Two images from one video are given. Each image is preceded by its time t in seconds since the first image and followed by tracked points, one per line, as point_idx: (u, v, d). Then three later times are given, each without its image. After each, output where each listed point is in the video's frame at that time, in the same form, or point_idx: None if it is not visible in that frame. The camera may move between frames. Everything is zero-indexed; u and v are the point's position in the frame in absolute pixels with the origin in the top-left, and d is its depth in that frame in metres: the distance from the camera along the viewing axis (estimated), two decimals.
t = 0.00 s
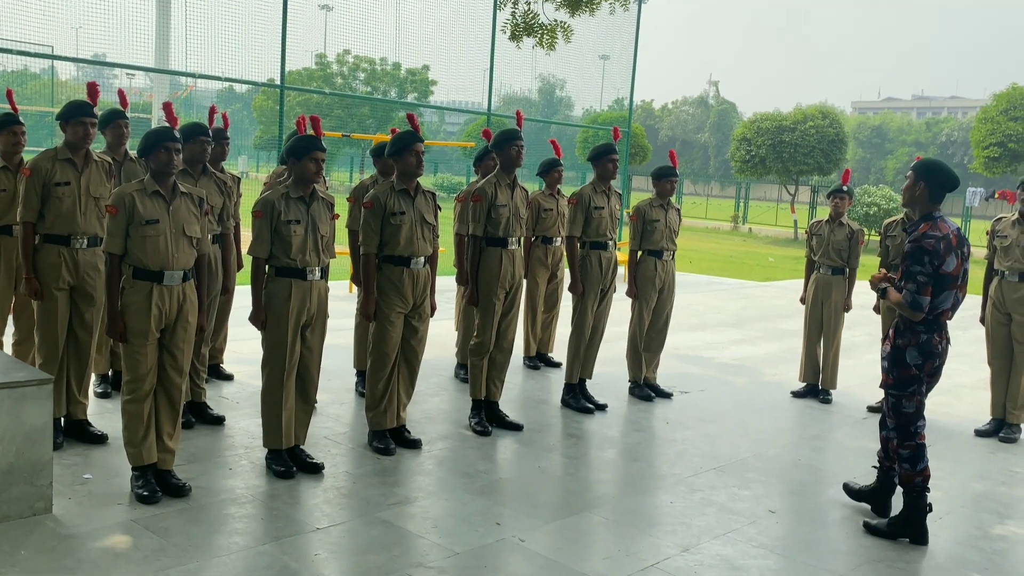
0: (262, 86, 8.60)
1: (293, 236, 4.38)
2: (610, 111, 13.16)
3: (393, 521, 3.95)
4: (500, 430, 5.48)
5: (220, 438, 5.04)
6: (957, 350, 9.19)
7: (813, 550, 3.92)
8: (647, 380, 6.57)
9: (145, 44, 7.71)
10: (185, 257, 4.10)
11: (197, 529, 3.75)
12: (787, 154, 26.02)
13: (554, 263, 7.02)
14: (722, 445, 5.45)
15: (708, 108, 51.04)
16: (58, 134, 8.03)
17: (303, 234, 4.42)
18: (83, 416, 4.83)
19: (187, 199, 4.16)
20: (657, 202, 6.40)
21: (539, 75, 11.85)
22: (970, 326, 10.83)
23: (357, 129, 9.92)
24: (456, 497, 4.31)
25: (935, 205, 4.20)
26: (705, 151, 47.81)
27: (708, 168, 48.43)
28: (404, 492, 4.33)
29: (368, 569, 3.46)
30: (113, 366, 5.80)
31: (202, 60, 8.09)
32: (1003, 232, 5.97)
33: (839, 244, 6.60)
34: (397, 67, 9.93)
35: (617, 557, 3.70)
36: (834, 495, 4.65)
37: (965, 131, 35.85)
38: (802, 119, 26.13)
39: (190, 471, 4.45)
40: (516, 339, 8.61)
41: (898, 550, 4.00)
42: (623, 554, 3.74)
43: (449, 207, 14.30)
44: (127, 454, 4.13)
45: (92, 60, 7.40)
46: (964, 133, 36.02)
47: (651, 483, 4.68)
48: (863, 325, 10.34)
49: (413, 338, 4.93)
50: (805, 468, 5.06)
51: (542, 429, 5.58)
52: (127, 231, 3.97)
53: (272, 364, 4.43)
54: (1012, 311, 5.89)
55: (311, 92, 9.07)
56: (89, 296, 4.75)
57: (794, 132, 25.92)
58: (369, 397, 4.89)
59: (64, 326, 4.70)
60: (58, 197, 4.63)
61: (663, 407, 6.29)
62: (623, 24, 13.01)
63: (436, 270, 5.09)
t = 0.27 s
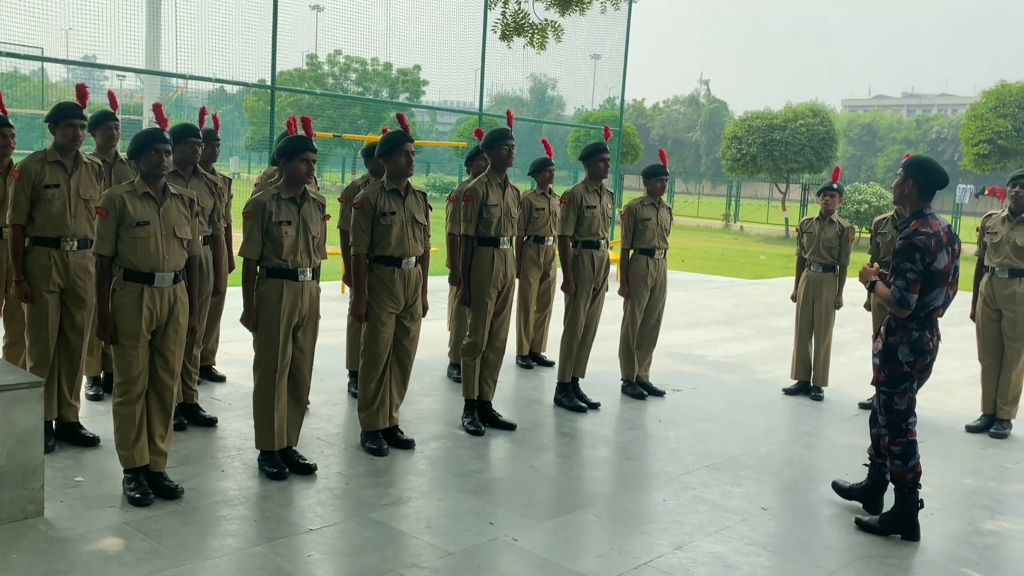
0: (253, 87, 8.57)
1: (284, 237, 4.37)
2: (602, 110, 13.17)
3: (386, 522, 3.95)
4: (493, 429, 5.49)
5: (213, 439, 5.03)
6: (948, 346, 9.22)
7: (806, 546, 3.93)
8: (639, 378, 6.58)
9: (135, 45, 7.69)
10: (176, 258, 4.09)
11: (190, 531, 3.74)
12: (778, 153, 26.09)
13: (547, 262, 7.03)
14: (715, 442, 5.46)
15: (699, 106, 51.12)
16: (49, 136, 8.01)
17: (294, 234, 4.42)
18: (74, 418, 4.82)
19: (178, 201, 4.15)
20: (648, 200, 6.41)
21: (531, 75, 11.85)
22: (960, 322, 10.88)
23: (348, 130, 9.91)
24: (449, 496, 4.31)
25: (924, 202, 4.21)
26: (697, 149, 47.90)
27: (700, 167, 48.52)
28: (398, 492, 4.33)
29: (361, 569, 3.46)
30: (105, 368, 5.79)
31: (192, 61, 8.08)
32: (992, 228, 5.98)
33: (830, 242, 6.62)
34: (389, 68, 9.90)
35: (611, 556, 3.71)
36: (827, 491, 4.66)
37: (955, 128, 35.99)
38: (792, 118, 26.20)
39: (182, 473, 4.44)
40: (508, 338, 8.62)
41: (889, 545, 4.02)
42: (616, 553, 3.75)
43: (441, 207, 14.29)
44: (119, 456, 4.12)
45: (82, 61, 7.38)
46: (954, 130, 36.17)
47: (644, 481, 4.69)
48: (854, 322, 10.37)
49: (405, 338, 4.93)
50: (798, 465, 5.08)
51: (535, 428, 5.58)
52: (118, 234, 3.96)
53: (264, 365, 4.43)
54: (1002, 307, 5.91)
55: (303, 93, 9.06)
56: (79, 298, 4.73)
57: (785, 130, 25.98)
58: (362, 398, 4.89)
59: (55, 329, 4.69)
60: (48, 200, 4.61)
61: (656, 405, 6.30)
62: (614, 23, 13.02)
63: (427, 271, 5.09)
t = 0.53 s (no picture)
0: (240, 88, 8.55)
1: (271, 237, 4.37)
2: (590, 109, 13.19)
3: (376, 522, 3.95)
4: (482, 429, 5.49)
5: (201, 441, 5.02)
6: (935, 343, 9.27)
7: (795, 543, 3.95)
8: (629, 376, 6.59)
9: (122, 46, 7.65)
10: (162, 260, 4.07)
11: (179, 533, 3.73)
12: (765, 151, 26.17)
13: (536, 261, 7.05)
14: (704, 440, 5.48)
15: (687, 105, 51.25)
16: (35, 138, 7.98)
17: (281, 235, 4.41)
18: (62, 421, 4.80)
19: (165, 202, 4.14)
20: (636, 199, 6.42)
21: (519, 74, 11.86)
22: (947, 319, 10.94)
23: (337, 130, 9.90)
24: (439, 496, 4.31)
25: (907, 199, 4.24)
26: (686, 148, 48.02)
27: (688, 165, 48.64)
28: (387, 493, 4.33)
29: (351, 570, 3.45)
30: (92, 371, 5.76)
31: (179, 62, 8.06)
32: (980, 225, 6.01)
33: (817, 239, 6.65)
34: (376, 67, 9.88)
35: (600, 554, 3.72)
36: (816, 488, 4.68)
37: (941, 126, 36.19)
38: (780, 116, 26.29)
39: (170, 476, 4.43)
40: (497, 338, 8.62)
41: (878, 541, 4.04)
42: (605, 551, 3.76)
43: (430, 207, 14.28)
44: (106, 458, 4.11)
45: (68, 62, 7.33)
46: (940, 128, 36.38)
47: (633, 479, 4.69)
48: (842, 319, 10.42)
49: (394, 338, 4.93)
50: (786, 462, 5.10)
51: (525, 427, 5.58)
52: (104, 235, 3.95)
53: (253, 366, 4.41)
54: (988, 303, 5.95)
55: (290, 93, 9.05)
56: (66, 300, 4.72)
57: (773, 128, 26.06)
58: (350, 398, 4.89)
59: (42, 331, 4.67)
60: (33, 202, 4.59)
61: (645, 403, 6.31)
62: (602, 22, 13.04)
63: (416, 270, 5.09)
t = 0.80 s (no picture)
0: (225, 88, 8.53)
1: (255, 239, 4.35)
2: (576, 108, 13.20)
3: (363, 524, 3.94)
4: (469, 429, 5.48)
5: (187, 444, 4.99)
6: (920, 340, 9.33)
7: (781, 540, 3.96)
8: (616, 376, 6.60)
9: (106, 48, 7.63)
10: (146, 262, 4.05)
11: (165, 537, 3.71)
12: (750, 150, 26.26)
13: (522, 261, 7.07)
14: (691, 438, 5.49)
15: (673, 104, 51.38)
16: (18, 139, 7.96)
17: (266, 236, 4.39)
18: (46, 425, 4.78)
19: (148, 205, 4.12)
20: (622, 198, 6.44)
21: (505, 74, 11.86)
22: (932, 316, 11.01)
23: (322, 130, 9.87)
24: (426, 498, 4.31)
25: (885, 197, 4.26)
26: (672, 147, 48.15)
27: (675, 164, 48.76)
28: (375, 494, 4.32)
29: (337, 572, 3.44)
30: (77, 374, 5.73)
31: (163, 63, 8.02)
32: (963, 223, 6.06)
33: (801, 238, 6.68)
34: (362, 68, 9.88)
35: (588, 553, 3.72)
36: (802, 485, 4.70)
37: (925, 124, 36.39)
38: (765, 115, 26.39)
39: (156, 479, 4.40)
40: (484, 338, 8.61)
41: (864, 538, 4.05)
42: (593, 550, 3.76)
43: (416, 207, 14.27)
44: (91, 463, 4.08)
45: (51, 64, 7.30)
46: (924, 126, 36.58)
47: (620, 478, 4.70)
48: (828, 317, 10.47)
49: (380, 340, 4.92)
50: (773, 460, 5.12)
51: (512, 427, 5.58)
52: (87, 238, 3.92)
53: (238, 369, 4.40)
54: (972, 300, 5.99)
55: (275, 93, 9.02)
56: (49, 304, 4.68)
57: (758, 127, 26.15)
58: (336, 400, 4.88)
59: (25, 335, 4.64)
60: (15, 205, 4.55)
61: (632, 402, 6.33)
62: (587, 22, 13.05)
63: (401, 271, 5.08)
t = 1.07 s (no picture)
0: (206, 89, 8.52)
1: (237, 240, 4.33)
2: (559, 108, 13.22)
3: (348, 526, 3.94)
4: (454, 430, 5.48)
5: (170, 447, 4.96)
6: (901, 337, 9.40)
7: (765, 537, 3.98)
8: (600, 375, 6.62)
9: (87, 49, 7.55)
10: (127, 265, 4.03)
11: (148, 540, 3.69)
12: (733, 149, 26.36)
13: (507, 262, 7.07)
14: (675, 437, 5.51)
15: (657, 104, 51.54)
16: None
17: (248, 238, 4.38)
18: (26, 429, 4.74)
19: (128, 207, 4.09)
20: (605, 198, 6.45)
21: (488, 74, 11.86)
22: (913, 313, 11.10)
23: (305, 132, 9.83)
24: (411, 498, 4.30)
25: (859, 195, 4.29)
26: (656, 147, 48.30)
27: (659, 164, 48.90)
28: (359, 496, 4.31)
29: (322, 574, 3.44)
30: (58, 378, 5.68)
31: (144, 64, 7.96)
32: (943, 221, 6.14)
33: (783, 236, 6.71)
34: (345, 68, 9.84)
35: (573, 552, 3.73)
36: (785, 483, 4.72)
37: (906, 123, 36.66)
38: (747, 114, 26.50)
39: (139, 483, 4.38)
40: (469, 338, 8.61)
41: (846, 534, 4.08)
42: (578, 549, 3.76)
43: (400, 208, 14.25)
44: (73, 467, 4.05)
45: (32, 66, 7.19)
46: (904, 125, 36.85)
47: (605, 477, 4.71)
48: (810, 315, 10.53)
49: (364, 341, 4.91)
50: (756, 457, 5.14)
51: (497, 427, 5.59)
52: (67, 240, 3.90)
53: (221, 371, 4.38)
54: (952, 297, 6.04)
55: (258, 94, 9.03)
56: (29, 307, 4.65)
57: (740, 127, 26.26)
58: (320, 402, 4.87)
59: (4, 339, 4.60)
60: None
61: (616, 401, 6.34)
62: (570, 22, 13.08)
63: (385, 272, 5.07)
